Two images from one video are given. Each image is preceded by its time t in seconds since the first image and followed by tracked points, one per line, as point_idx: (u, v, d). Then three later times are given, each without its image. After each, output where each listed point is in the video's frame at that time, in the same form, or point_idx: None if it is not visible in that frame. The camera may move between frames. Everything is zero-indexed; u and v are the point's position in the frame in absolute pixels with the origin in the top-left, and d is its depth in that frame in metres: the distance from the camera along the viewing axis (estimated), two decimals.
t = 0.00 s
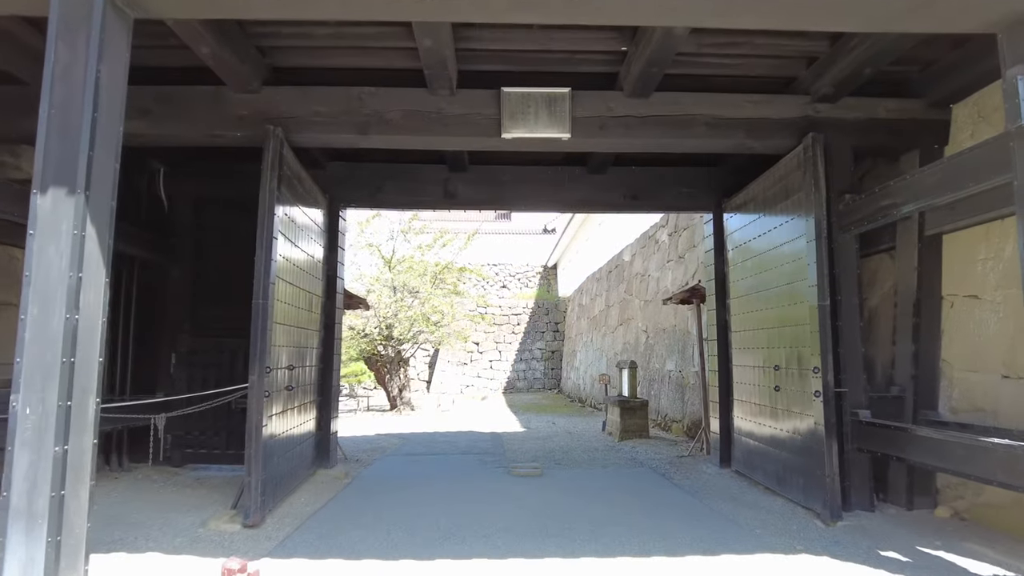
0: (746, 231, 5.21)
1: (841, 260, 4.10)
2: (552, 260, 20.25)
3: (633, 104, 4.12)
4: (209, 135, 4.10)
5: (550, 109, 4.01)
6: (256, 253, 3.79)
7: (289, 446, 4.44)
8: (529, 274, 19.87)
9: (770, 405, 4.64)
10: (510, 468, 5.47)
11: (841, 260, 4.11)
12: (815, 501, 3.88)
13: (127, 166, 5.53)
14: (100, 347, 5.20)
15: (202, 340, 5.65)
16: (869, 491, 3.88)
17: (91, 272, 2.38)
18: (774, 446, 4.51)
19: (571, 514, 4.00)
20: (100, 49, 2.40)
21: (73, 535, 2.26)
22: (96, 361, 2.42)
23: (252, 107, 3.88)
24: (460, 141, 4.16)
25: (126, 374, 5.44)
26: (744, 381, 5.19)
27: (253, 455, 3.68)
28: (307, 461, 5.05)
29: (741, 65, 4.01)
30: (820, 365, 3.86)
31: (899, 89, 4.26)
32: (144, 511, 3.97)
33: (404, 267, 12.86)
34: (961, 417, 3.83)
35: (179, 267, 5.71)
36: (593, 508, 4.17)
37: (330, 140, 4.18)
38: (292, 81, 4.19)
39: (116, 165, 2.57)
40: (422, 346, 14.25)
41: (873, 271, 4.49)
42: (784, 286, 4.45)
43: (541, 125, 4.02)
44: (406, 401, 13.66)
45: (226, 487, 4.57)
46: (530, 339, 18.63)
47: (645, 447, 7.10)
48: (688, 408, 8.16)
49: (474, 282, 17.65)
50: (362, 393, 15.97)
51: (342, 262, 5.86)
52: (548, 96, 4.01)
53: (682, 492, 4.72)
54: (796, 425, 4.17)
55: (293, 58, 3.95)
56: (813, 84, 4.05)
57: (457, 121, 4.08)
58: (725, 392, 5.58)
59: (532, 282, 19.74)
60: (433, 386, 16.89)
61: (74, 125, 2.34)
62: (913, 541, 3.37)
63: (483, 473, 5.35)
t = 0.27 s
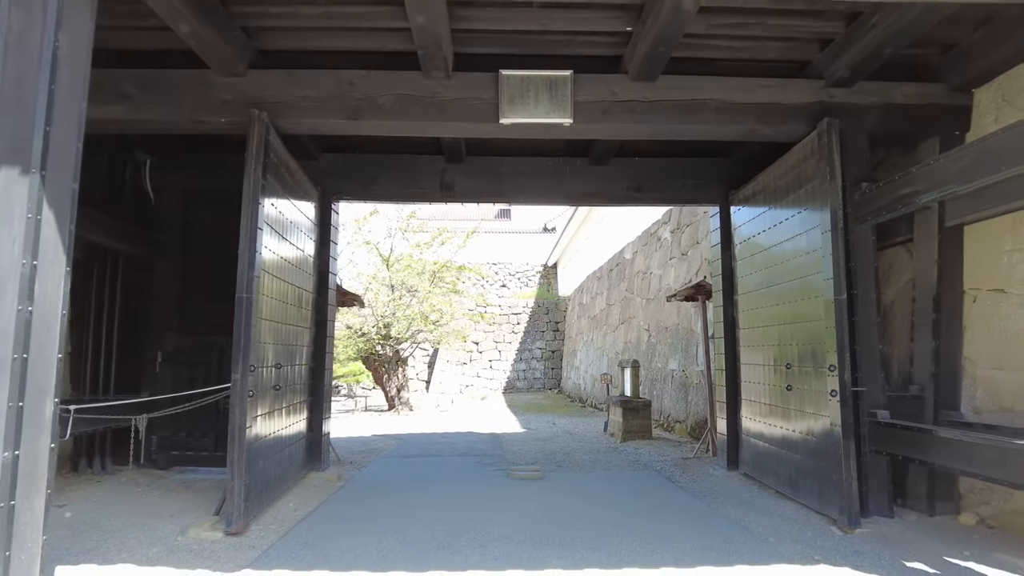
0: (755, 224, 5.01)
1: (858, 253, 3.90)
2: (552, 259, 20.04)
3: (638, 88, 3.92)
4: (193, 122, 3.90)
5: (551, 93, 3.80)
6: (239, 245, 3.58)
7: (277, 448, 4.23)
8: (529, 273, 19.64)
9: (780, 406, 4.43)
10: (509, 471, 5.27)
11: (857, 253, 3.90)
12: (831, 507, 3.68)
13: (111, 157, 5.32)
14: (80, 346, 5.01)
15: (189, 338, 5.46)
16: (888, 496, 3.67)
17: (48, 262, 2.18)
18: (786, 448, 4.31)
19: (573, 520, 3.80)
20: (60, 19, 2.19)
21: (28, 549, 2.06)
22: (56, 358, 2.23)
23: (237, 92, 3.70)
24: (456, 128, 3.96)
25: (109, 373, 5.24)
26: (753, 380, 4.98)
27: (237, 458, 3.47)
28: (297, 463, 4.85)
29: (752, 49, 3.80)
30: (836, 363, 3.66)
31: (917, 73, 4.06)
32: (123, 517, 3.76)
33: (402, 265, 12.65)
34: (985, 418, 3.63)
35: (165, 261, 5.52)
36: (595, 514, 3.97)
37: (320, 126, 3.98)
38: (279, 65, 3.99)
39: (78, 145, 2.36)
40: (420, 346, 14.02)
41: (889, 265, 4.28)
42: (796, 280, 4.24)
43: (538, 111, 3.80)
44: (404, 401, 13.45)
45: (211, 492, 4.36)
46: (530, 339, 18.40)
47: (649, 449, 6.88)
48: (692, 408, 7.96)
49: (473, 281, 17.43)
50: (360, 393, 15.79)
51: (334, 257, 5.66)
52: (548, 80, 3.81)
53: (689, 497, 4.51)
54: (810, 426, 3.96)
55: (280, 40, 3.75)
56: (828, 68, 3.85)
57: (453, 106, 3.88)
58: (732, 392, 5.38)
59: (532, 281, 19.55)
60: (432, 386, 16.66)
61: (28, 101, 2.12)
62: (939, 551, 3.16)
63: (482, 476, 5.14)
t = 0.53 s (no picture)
0: (766, 218, 4.79)
1: (878, 247, 3.68)
2: (552, 258, 19.81)
3: (646, 74, 3.70)
4: (175, 110, 3.70)
5: (553, 79, 3.60)
6: (221, 240, 3.37)
7: (264, 454, 4.01)
8: (529, 272, 19.41)
9: (794, 409, 4.21)
10: (509, 477, 5.05)
11: (878, 248, 3.68)
12: (850, 517, 3.46)
13: (94, 149, 5.10)
14: (62, 348, 4.84)
15: (176, 338, 5.26)
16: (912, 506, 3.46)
17: None
18: (799, 454, 4.10)
19: (576, 532, 3.58)
20: None
21: None
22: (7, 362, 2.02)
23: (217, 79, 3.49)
24: (452, 116, 3.74)
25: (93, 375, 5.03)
26: (764, 382, 4.76)
27: (218, 467, 3.25)
28: (287, 470, 4.63)
29: (767, 32, 3.58)
30: (855, 364, 3.43)
31: (939, 58, 3.85)
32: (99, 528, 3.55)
33: (400, 265, 12.42)
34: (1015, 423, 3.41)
35: (151, 259, 5.27)
36: (599, 523, 3.77)
37: (309, 114, 3.77)
38: (266, 50, 3.77)
39: (31, 127, 2.11)
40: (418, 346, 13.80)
41: (910, 261, 4.06)
42: (810, 276, 4.02)
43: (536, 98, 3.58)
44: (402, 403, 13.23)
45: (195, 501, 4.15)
46: (530, 339, 18.17)
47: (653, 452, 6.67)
48: (697, 410, 7.74)
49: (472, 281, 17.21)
50: (359, 393, 15.60)
51: (327, 254, 5.45)
52: (550, 65, 3.60)
53: (697, 504, 4.29)
54: (827, 431, 3.75)
55: (265, 22, 3.53)
56: (845, 52, 3.63)
57: (449, 93, 3.66)
58: (741, 394, 5.16)
59: (533, 281, 19.33)
60: (431, 387, 16.43)
61: None
62: (970, 566, 2.94)
63: (480, 482, 4.92)
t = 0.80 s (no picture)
0: (778, 210, 4.58)
1: (900, 238, 3.47)
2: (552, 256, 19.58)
3: (654, 55, 3.49)
4: (156, 93, 3.49)
5: (555, 59, 3.39)
6: (203, 230, 3.17)
7: (251, 458, 3.80)
8: (529, 271, 19.19)
9: (810, 409, 4.00)
10: (510, 480, 4.83)
11: (901, 240, 3.47)
12: (873, 525, 3.25)
13: (76, 138, 4.89)
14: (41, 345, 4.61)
15: (161, 336, 5.04)
16: (939, 514, 3.24)
17: None
18: (815, 457, 3.89)
19: (581, 541, 3.36)
20: None
21: None
22: None
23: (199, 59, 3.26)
24: (449, 99, 3.54)
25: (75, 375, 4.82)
26: (777, 381, 4.55)
27: (199, 473, 3.04)
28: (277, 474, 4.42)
29: (783, 10, 3.37)
30: (879, 362, 3.22)
31: (964, 38, 3.63)
32: (74, 537, 3.34)
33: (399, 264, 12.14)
34: None
35: (137, 254, 5.09)
36: (605, 531, 3.55)
37: (297, 98, 3.56)
38: (251, 30, 3.55)
39: None
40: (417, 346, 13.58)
41: (932, 254, 3.85)
42: (825, 269, 3.82)
43: (540, 80, 3.37)
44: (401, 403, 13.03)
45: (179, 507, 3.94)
46: (531, 338, 17.93)
47: (658, 454, 6.45)
48: (703, 410, 7.53)
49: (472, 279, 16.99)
50: (357, 393, 15.40)
51: (319, 249, 5.23)
52: (553, 45, 3.39)
53: (708, 510, 4.08)
54: (846, 434, 3.53)
55: None
56: (865, 31, 3.39)
57: (446, 75, 3.46)
58: (751, 394, 4.95)
59: (533, 280, 19.09)
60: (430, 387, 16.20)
61: None
62: None
63: (480, 486, 4.71)
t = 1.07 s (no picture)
0: (790, 202, 4.37)
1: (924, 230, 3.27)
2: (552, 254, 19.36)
3: (663, 35, 3.29)
4: (133, 76, 3.29)
5: (558, 39, 3.18)
6: (181, 219, 2.96)
7: (236, 463, 3.59)
8: (528, 269, 18.97)
9: (826, 412, 3.79)
10: (509, 485, 4.62)
11: (924, 231, 3.27)
12: (897, 536, 3.05)
13: (55, 127, 4.67)
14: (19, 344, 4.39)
15: (146, 334, 4.82)
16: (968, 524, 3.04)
17: None
18: (831, 461, 3.69)
19: (585, 552, 3.16)
20: None
21: None
22: None
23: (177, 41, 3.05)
24: (445, 82, 3.33)
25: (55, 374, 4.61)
26: (788, 381, 4.35)
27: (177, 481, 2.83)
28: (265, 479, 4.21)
29: None
30: (904, 361, 3.02)
31: (990, 18, 3.43)
32: (45, 547, 3.13)
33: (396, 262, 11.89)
34: None
35: (121, 249, 4.86)
36: (611, 541, 3.35)
37: (284, 80, 3.35)
38: (235, 9, 3.35)
39: None
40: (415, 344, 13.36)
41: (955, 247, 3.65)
42: (843, 263, 3.61)
43: (544, 60, 3.17)
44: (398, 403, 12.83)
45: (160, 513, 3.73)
46: (530, 337, 17.70)
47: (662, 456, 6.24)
48: (707, 410, 7.33)
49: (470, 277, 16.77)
50: (354, 393, 15.15)
51: (311, 243, 5.02)
52: (556, 24, 3.19)
53: (719, 517, 3.87)
54: (867, 438, 3.33)
55: None
56: (889, 11, 3.18)
57: (441, 55, 3.25)
58: (761, 395, 4.74)
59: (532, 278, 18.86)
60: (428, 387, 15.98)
61: None
62: None
63: (478, 491, 4.50)
